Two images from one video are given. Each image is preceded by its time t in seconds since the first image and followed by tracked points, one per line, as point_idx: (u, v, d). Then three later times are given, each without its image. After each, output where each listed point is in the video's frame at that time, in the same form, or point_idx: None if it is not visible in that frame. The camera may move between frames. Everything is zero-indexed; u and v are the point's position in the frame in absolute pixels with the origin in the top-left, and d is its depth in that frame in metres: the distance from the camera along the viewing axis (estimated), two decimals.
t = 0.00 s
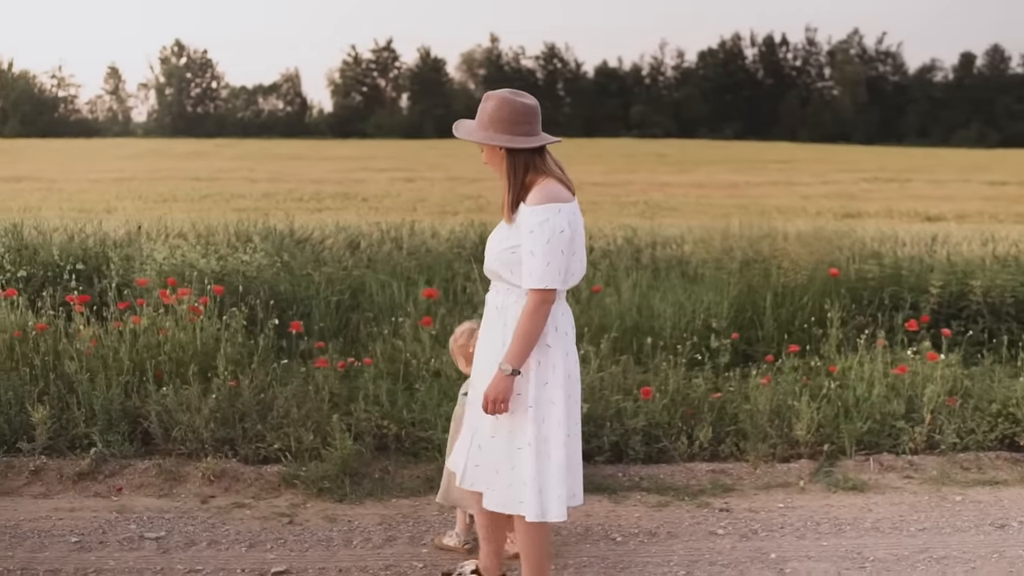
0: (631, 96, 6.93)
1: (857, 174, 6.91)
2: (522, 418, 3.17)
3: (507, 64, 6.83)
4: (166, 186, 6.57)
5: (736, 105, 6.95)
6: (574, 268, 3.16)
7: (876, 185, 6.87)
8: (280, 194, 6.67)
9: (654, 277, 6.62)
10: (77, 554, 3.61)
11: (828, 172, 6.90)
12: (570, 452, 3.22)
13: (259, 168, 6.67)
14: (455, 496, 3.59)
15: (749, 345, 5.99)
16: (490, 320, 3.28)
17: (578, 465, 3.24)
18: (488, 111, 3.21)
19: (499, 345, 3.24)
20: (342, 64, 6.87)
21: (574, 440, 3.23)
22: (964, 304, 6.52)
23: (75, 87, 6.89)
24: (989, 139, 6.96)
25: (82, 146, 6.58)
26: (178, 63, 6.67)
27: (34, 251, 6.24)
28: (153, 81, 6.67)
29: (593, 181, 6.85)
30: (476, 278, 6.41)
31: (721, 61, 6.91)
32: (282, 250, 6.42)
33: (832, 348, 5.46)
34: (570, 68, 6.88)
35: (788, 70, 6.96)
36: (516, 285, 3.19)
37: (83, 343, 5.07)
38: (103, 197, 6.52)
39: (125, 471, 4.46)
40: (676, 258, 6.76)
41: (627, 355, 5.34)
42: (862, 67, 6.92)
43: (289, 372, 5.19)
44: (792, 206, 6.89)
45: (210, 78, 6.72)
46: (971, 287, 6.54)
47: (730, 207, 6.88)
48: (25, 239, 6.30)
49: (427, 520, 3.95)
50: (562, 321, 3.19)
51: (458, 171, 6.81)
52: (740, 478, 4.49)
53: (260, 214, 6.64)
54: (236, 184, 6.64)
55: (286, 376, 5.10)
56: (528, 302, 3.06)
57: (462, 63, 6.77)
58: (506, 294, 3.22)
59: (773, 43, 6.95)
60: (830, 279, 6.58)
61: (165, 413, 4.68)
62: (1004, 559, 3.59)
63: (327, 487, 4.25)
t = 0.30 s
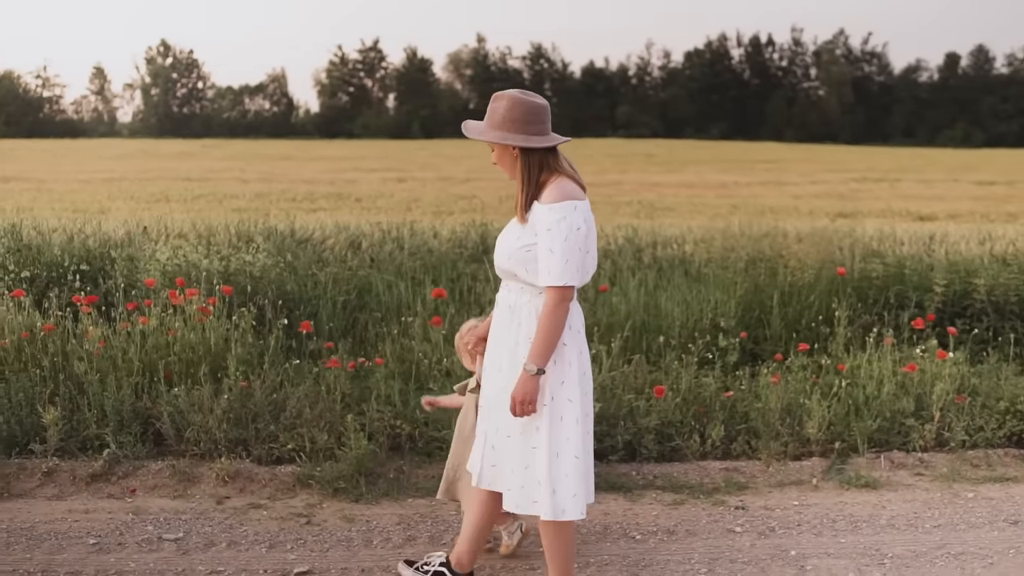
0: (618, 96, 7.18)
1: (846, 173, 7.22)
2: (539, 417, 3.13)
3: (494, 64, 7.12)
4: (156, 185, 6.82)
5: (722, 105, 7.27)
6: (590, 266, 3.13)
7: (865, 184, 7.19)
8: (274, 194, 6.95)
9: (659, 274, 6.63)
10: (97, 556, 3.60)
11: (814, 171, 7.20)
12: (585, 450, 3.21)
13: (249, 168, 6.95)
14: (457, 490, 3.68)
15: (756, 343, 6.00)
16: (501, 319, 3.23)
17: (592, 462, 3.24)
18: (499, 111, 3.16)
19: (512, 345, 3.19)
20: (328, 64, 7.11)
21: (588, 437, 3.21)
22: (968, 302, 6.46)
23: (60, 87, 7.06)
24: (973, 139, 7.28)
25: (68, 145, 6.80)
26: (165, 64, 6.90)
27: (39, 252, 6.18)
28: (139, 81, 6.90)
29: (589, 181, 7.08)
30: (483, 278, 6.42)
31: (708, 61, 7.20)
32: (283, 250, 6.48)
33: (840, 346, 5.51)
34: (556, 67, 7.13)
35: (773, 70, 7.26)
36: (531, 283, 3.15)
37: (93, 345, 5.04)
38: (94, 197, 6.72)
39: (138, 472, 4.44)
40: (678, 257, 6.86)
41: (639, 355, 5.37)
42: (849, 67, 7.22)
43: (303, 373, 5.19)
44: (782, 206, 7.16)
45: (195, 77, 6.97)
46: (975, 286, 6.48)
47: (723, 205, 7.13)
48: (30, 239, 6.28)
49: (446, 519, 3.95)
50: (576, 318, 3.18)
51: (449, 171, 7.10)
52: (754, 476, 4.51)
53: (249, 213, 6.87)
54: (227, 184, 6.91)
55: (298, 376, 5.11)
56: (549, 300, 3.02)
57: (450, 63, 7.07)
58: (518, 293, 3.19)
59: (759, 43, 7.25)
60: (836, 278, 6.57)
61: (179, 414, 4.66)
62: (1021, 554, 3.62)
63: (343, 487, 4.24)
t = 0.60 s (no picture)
0: (604, 96, 7.20)
1: (834, 172, 7.28)
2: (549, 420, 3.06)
3: (480, 64, 7.14)
4: (147, 187, 6.82)
5: (709, 105, 7.32)
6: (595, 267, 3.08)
7: (853, 184, 7.26)
8: (265, 194, 6.98)
9: (662, 273, 6.64)
10: (113, 558, 3.58)
11: (802, 169, 7.26)
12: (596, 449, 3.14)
13: (236, 168, 6.97)
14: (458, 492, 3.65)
15: (761, 342, 6.03)
16: (503, 321, 3.15)
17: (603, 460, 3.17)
18: (506, 111, 3.08)
19: (515, 347, 3.11)
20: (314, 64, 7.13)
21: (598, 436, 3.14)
22: (970, 300, 6.56)
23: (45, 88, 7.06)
24: (957, 138, 7.35)
25: (52, 146, 6.79)
26: (150, 64, 6.91)
27: (40, 253, 6.16)
28: (123, 81, 6.90)
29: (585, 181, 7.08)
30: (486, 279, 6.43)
31: (693, 61, 7.24)
32: (284, 250, 6.47)
33: (847, 345, 5.55)
34: (542, 67, 7.16)
35: (760, 70, 7.29)
36: (536, 285, 3.07)
37: (100, 345, 5.00)
38: (83, 197, 6.70)
39: (149, 474, 4.42)
40: (677, 257, 6.90)
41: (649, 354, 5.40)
42: (833, 66, 7.27)
43: (315, 374, 5.20)
44: (774, 205, 7.21)
45: (180, 78, 7.00)
46: (978, 285, 6.58)
47: (716, 204, 7.20)
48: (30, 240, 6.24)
49: (461, 518, 3.96)
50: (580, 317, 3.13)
51: (436, 171, 7.15)
52: (765, 474, 4.52)
53: (239, 213, 6.88)
54: (215, 184, 6.92)
55: (311, 376, 5.12)
56: (559, 301, 2.94)
57: (436, 63, 7.09)
58: (520, 293, 3.11)
59: (745, 44, 7.29)
60: (841, 276, 6.58)
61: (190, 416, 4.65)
62: None
63: (357, 488, 4.24)
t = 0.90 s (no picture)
0: (590, 96, 7.16)
1: (822, 172, 7.30)
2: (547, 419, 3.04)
3: (466, 64, 7.13)
4: (136, 187, 6.75)
5: (694, 105, 7.30)
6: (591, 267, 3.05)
7: (841, 183, 7.28)
8: (255, 194, 6.92)
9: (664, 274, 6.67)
10: (127, 562, 3.56)
11: (790, 170, 7.27)
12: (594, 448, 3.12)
13: (226, 168, 6.90)
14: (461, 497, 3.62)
15: (765, 342, 6.06)
16: (496, 322, 3.13)
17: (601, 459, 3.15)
18: (506, 113, 3.05)
19: (508, 348, 3.09)
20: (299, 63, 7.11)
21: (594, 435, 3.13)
22: (971, 299, 6.66)
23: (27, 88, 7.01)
24: (941, 138, 7.32)
25: (35, 146, 6.72)
26: (133, 63, 6.88)
27: (40, 254, 6.15)
28: (106, 81, 6.86)
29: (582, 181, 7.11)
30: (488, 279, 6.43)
31: (678, 61, 7.22)
32: (283, 251, 6.45)
33: (852, 344, 5.58)
34: (527, 67, 7.14)
35: (744, 69, 7.27)
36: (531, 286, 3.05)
37: (104, 346, 4.96)
38: (70, 197, 6.64)
39: (158, 476, 4.39)
40: (677, 257, 6.94)
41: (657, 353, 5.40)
42: (818, 66, 7.25)
43: (324, 375, 5.19)
44: (765, 206, 7.22)
45: (164, 77, 6.96)
46: (979, 283, 6.68)
47: (706, 204, 7.21)
48: (27, 241, 6.22)
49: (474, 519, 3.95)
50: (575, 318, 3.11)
51: (427, 173, 7.09)
52: (774, 473, 4.54)
53: (230, 213, 6.79)
54: (204, 185, 6.85)
55: (319, 377, 5.12)
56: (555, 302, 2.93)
57: (421, 63, 7.07)
58: (513, 295, 3.09)
59: (730, 43, 7.28)
60: (844, 275, 6.66)
61: (199, 419, 4.62)
62: None
63: (367, 489, 4.23)
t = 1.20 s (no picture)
0: (574, 95, 7.19)
1: (809, 171, 7.35)
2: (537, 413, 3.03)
3: (450, 63, 7.11)
4: (124, 187, 6.72)
5: (677, 104, 7.32)
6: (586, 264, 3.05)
7: (828, 181, 7.34)
8: (244, 194, 6.91)
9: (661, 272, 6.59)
10: (140, 565, 3.53)
11: (779, 169, 7.31)
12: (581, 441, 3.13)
13: (213, 168, 6.87)
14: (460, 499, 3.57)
15: (767, 340, 6.09)
16: (490, 321, 3.10)
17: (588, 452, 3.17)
18: (499, 110, 3.03)
19: (502, 345, 3.06)
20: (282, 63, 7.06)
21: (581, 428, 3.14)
22: (971, 297, 6.66)
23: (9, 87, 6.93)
24: (924, 137, 7.43)
25: (17, 146, 6.68)
26: (116, 62, 6.81)
27: (36, 255, 6.06)
28: (89, 80, 6.80)
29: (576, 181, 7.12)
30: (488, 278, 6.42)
31: (663, 60, 7.24)
32: (280, 251, 6.41)
33: (854, 343, 5.60)
34: (511, 66, 7.16)
35: (727, 69, 7.31)
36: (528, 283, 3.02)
37: (105, 347, 4.92)
38: (58, 198, 6.58)
39: (165, 478, 4.36)
40: (675, 255, 6.89)
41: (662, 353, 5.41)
42: (801, 65, 7.29)
43: (328, 375, 5.17)
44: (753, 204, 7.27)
45: (147, 77, 6.89)
46: (979, 282, 6.69)
47: (695, 203, 7.22)
48: (20, 241, 6.14)
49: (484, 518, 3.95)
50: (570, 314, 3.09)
51: (417, 172, 7.08)
52: (781, 471, 4.55)
53: (222, 212, 6.78)
54: (193, 184, 6.82)
55: (324, 377, 5.10)
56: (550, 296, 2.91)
57: (405, 62, 7.07)
58: (510, 293, 3.06)
59: (713, 43, 7.31)
60: (846, 272, 6.71)
61: (204, 420, 4.59)
62: None
63: (375, 489, 4.21)
